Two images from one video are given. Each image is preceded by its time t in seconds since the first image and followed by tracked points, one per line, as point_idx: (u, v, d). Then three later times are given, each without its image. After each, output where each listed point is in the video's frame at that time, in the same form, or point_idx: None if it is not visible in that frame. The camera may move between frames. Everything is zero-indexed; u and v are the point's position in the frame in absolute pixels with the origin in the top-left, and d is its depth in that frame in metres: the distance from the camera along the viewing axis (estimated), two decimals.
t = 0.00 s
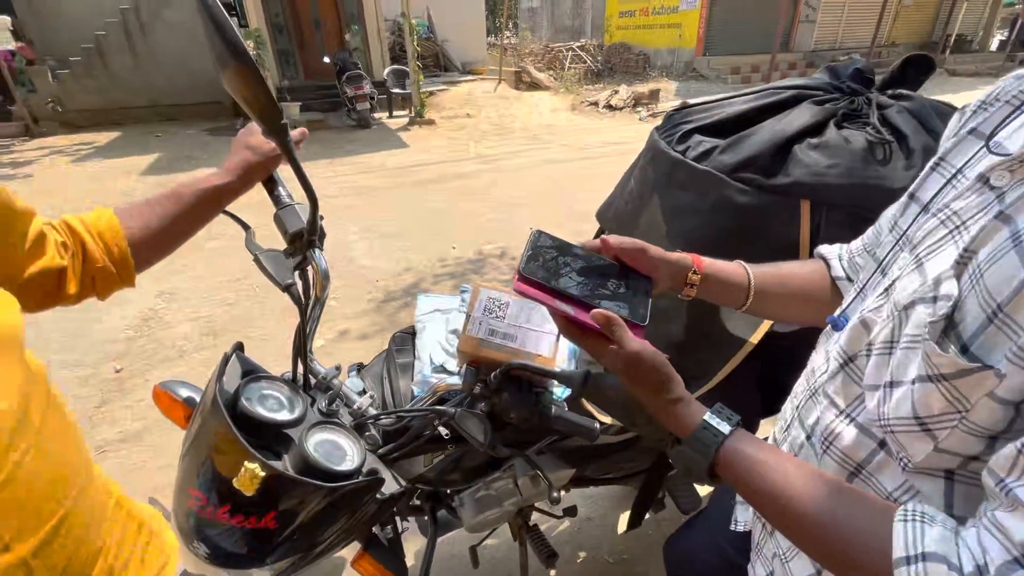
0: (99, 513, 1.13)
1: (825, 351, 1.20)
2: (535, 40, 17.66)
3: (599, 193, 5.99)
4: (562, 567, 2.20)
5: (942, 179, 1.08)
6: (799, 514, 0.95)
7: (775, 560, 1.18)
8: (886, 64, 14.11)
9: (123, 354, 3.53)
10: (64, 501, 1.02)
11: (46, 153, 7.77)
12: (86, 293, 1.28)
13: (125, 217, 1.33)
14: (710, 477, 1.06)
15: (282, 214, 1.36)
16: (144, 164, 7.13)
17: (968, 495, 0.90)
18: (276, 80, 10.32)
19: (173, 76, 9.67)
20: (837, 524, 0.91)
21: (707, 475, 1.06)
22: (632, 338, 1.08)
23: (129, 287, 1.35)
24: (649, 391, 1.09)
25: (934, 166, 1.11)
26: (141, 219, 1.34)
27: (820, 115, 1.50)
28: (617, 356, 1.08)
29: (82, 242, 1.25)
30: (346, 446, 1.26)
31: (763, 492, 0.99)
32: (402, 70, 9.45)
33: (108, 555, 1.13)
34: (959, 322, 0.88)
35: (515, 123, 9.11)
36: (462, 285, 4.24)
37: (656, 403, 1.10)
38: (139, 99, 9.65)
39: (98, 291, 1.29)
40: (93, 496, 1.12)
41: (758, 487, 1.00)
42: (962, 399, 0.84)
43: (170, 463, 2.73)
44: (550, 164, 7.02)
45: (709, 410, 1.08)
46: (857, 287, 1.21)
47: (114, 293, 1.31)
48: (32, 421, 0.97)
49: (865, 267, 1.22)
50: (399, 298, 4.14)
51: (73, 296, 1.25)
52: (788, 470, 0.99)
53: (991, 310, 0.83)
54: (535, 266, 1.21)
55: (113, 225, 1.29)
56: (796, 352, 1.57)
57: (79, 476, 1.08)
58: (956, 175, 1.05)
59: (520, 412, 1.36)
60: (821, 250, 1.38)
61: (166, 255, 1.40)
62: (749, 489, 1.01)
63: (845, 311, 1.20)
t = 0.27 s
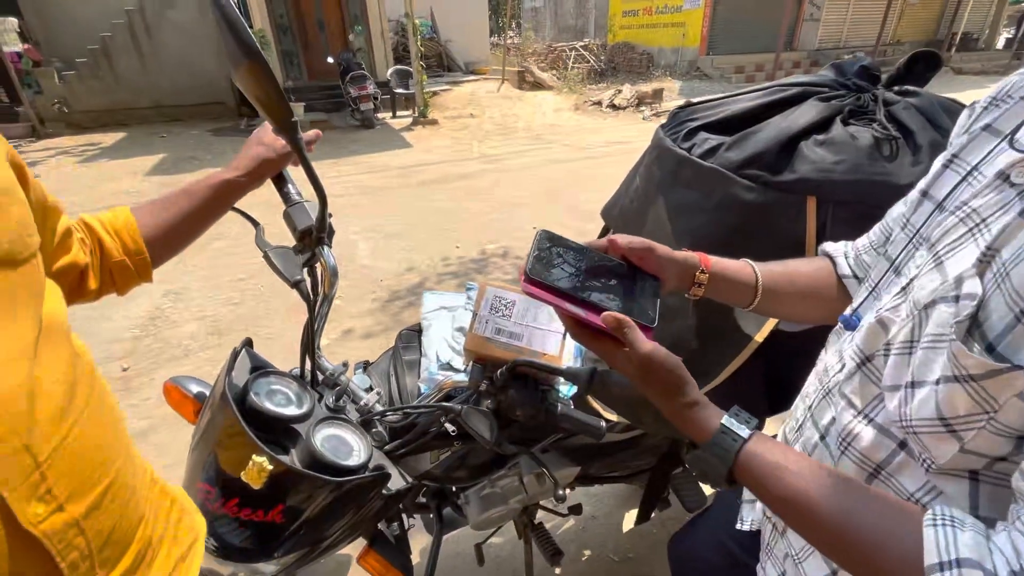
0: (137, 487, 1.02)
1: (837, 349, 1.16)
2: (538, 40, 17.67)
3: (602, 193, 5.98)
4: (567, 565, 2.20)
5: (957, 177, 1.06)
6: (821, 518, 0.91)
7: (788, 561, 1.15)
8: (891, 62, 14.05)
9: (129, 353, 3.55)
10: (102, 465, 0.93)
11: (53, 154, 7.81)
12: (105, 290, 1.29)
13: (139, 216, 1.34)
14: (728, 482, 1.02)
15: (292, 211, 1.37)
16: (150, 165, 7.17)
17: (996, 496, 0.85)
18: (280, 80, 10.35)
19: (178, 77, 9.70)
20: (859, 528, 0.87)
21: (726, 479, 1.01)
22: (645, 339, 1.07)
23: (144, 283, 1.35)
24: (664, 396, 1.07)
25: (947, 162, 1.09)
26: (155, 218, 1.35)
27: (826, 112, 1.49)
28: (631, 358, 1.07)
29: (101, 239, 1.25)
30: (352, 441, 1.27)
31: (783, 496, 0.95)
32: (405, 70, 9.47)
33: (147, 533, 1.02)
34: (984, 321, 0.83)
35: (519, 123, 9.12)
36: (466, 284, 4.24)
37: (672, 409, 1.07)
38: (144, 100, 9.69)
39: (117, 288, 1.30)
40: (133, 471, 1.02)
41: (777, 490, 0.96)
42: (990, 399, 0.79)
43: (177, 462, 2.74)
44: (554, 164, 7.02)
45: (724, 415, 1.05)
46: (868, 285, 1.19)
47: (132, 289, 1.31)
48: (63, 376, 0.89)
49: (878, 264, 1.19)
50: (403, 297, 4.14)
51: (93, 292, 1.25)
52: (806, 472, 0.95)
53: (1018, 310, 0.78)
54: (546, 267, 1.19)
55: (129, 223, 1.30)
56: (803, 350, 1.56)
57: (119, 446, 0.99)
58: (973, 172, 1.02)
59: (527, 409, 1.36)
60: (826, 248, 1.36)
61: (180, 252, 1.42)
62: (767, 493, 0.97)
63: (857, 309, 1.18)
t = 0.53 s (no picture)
0: (153, 473, 1.07)
1: (848, 354, 1.15)
2: (538, 40, 17.68)
3: (603, 193, 5.98)
4: (568, 566, 2.20)
5: (969, 179, 1.02)
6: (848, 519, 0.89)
7: (801, 569, 1.15)
8: (892, 61, 14.04)
9: (130, 354, 3.54)
10: (123, 451, 0.97)
11: (54, 155, 7.82)
12: (106, 295, 1.28)
13: (139, 221, 1.34)
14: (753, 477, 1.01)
15: (292, 212, 1.36)
16: (151, 165, 7.17)
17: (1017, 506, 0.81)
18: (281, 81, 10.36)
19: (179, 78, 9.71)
20: (888, 529, 0.85)
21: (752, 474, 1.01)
22: (665, 335, 1.06)
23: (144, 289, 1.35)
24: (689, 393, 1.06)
25: (958, 164, 1.05)
26: (156, 223, 1.35)
27: (829, 111, 1.49)
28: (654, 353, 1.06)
29: (100, 244, 1.24)
30: (353, 443, 1.27)
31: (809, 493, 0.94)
32: (406, 70, 9.47)
33: (165, 517, 1.07)
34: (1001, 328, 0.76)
35: (519, 123, 9.12)
36: (466, 285, 4.24)
37: (698, 404, 1.06)
38: (145, 101, 9.69)
39: (117, 293, 1.30)
40: (152, 462, 1.07)
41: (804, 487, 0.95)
42: (1008, 409, 0.74)
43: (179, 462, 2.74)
44: (555, 163, 7.02)
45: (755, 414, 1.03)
46: (879, 288, 1.17)
47: (133, 294, 1.31)
48: (85, 366, 0.93)
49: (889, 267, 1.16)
50: (404, 297, 4.14)
51: (93, 297, 1.25)
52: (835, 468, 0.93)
53: None
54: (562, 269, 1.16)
55: (128, 229, 1.30)
56: (807, 351, 1.56)
57: (139, 437, 1.05)
58: (984, 174, 0.98)
59: (529, 411, 1.36)
60: (854, 254, 1.35)
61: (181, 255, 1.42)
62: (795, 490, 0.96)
63: (868, 312, 1.16)
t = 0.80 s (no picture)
0: (158, 467, 1.08)
1: (859, 357, 1.16)
2: (537, 39, 17.66)
3: (602, 192, 5.96)
4: (569, 565, 2.19)
5: (981, 181, 1.01)
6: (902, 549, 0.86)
7: None
8: (892, 60, 14.02)
9: (129, 354, 3.53)
10: (130, 444, 0.99)
11: (53, 154, 7.80)
12: (105, 295, 1.27)
13: (137, 221, 1.34)
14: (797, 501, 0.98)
15: (291, 210, 1.36)
16: (150, 165, 7.15)
17: None
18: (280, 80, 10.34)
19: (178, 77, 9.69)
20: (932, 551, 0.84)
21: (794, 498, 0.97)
22: (694, 348, 1.00)
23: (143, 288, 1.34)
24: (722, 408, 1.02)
25: (970, 166, 1.04)
26: (155, 223, 1.34)
27: (832, 108, 1.48)
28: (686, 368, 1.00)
29: (97, 242, 1.24)
30: (354, 443, 1.26)
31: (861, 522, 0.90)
32: (405, 69, 9.45)
33: (169, 509, 1.07)
34: (1013, 336, 0.75)
35: (519, 122, 9.11)
36: (466, 284, 4.23)
37: (730, 418, 1.03)
38: (144, 100, 9.68)
39: (116, 293, 1.29)
40: (155, 453, 1.08)
41: (853, 514, 0.91)
42: None
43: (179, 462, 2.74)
44: (554, 163, 7.01)
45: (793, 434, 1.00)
46: (889, 292, 1.18)
47: (131, 294, 1.31)
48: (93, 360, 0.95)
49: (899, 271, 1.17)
50: (403, 297, 4.13)
51: (92, 296, 1.24)
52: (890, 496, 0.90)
53: None
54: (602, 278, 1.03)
55: (126, 228, 1.30)
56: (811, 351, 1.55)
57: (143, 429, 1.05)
58: (996, 176, 0.97)
59: (530, 410, 1.35)
60: (890, 262, 1.37)
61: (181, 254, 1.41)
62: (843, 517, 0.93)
63: (878, 315, 1.18)
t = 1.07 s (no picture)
0: (153, 463, 1.06)
1: (870, 361, 1.15)
2: (536, 38, 17.65)
3: (601, 192, 5.96)
4: (568, 566, 2.18)
5: (992, 180, 0.98)
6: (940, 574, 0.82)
7: None
8: (891, 60, 14.03)
9: (127, 353, 3.53)
10: (124, 439, 0.97)
11: (50, 154, 7.79)
12: (98, 295, 1.26)
13: (132, 221, 1.33)
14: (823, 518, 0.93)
15: (288, 208, 1.35)
16: (148, 164, 7.14)
17: None
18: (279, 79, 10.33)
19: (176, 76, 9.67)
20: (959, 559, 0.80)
21: (820, 515, 0.93)
22: (718, 359, 0.98)
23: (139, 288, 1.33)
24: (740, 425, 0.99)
25: (982, 165, 1.01)
26: (150, 222, 1.33)
27: (833, 106, 1.48)
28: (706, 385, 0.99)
29: (90, 242, 1.23)
30: (352, 443, 1.25)
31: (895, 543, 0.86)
32: (404, 69, 9.44)
33: (169, 506, 1.05)
34: None
35: (518, 121, 9.11)
36: (464, 284, 4.22)
37: (749, 436, 0.99)
38: (143, 99, 9.66)
39: (110, 293, 1.28)
40: (149, 452, 1.06)
41: (886, 534, 0.87)
42: None
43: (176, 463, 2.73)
44: (553, 162, 7.00)
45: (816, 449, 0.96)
46: (901, 293, 1.16)
47: (126, 293, 1.29)
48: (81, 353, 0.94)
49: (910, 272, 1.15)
50: (401, 297, 4.12)
51: (85, 296, 1.23)
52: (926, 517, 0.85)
53: None
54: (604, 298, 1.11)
55: (120, 227, 1.29)
56: (814, 350, 1.54)
57: (137, 426, 1.03)
58: (1008, 175, 0.94)
59: (530, 409, 1.35)
60: (898, 260, 1.38)
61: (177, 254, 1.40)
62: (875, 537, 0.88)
63: (889, 317, 1.16)
